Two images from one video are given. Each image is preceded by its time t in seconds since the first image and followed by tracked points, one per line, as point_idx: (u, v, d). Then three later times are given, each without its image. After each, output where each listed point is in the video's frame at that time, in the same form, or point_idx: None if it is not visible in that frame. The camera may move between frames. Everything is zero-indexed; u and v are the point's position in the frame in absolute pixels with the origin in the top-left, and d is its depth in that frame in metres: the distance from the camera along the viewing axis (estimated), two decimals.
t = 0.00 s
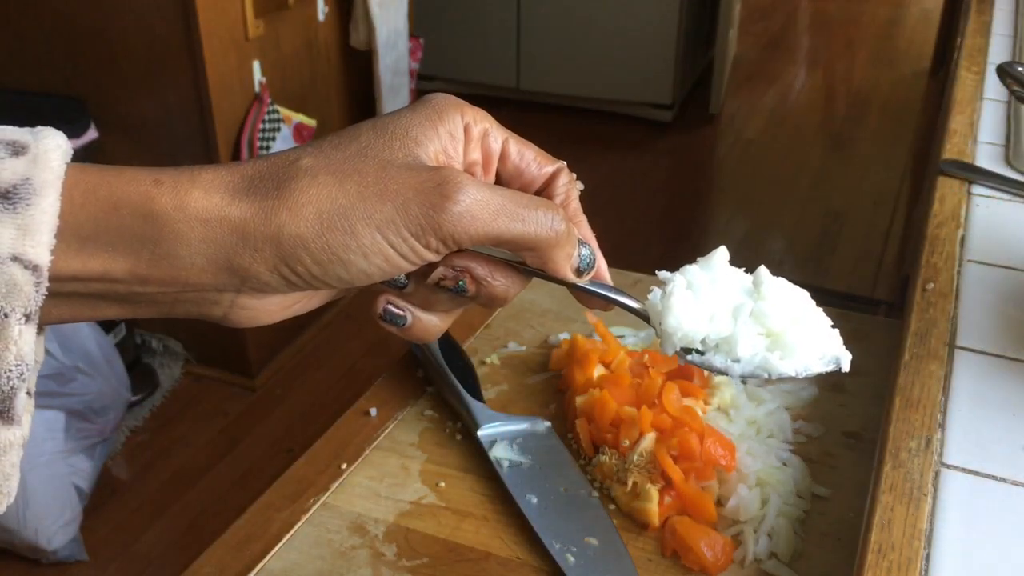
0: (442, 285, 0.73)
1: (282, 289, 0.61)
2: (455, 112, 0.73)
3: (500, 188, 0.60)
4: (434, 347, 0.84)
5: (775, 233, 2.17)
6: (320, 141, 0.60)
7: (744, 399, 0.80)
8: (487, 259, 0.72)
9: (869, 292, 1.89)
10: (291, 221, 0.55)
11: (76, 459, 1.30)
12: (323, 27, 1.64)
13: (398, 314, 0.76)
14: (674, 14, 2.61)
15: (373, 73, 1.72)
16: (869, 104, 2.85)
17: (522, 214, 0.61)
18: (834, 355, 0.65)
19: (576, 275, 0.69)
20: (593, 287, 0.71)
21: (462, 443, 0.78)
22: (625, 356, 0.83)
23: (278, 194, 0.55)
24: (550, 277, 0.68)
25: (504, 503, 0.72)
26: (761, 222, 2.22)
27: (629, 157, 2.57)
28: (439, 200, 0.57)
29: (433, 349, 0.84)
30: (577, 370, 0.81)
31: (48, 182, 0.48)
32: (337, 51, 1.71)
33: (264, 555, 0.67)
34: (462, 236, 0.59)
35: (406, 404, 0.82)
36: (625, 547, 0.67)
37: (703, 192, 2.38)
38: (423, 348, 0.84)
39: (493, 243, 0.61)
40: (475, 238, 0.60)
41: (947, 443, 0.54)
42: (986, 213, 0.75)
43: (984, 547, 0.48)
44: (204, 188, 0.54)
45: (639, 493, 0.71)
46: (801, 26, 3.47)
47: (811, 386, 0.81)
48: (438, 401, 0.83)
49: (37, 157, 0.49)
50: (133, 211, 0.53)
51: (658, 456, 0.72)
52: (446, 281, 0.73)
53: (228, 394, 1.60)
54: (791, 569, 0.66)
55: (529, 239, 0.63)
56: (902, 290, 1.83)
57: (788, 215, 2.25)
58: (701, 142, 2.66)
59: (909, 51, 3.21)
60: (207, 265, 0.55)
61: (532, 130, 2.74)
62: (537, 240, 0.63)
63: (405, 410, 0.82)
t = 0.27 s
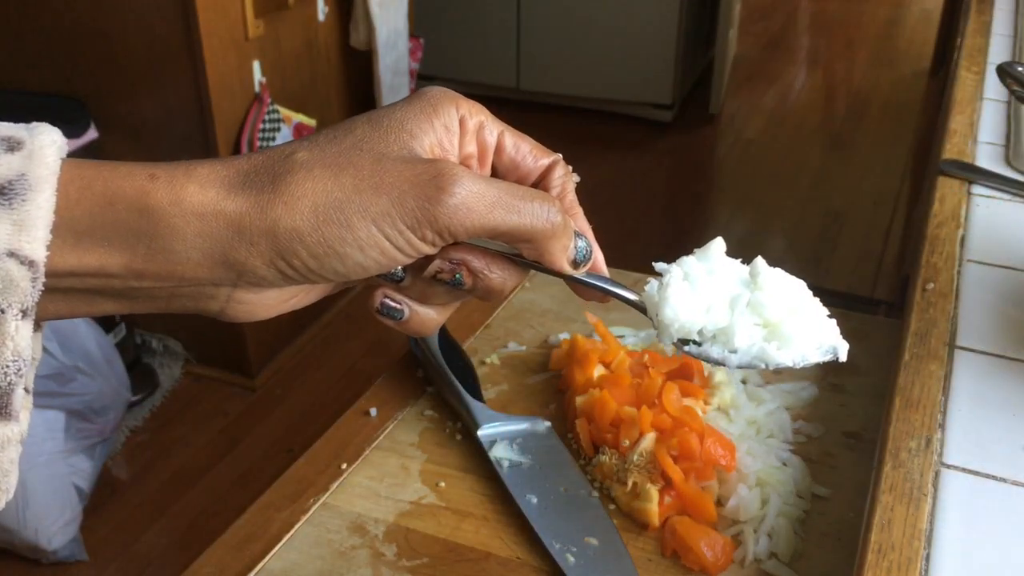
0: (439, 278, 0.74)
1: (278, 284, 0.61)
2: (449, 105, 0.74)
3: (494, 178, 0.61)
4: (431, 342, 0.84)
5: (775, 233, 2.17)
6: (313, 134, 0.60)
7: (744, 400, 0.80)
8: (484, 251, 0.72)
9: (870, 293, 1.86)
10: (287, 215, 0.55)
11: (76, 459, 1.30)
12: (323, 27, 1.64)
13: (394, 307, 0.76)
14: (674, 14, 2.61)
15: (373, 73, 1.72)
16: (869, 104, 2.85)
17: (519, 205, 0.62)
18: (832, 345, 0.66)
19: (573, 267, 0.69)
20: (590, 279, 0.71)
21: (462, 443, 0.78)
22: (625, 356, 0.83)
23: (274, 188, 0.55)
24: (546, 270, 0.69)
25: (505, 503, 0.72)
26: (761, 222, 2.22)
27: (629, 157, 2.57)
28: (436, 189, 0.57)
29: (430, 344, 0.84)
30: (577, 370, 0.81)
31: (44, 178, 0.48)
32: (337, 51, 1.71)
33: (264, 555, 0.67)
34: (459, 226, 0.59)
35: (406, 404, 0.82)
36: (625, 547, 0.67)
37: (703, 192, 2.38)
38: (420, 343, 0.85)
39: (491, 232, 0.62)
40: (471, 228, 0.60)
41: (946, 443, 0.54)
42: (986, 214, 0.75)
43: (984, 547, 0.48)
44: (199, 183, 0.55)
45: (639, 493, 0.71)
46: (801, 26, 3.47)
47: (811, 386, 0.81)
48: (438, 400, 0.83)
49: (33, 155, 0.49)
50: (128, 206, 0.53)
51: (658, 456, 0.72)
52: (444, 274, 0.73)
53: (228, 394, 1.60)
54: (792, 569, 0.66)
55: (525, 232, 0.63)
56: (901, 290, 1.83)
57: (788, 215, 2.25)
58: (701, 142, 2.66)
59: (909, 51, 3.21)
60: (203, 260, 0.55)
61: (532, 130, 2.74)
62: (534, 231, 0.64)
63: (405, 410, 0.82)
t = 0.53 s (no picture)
0: (435, 275, 0.75)
1: (274, 280, 0.61)
2: (446, 102, 0.75)
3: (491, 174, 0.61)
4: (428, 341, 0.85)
5: (775, 232, 2.17)
6: (311, 138, 0.61)
7: (744, 399, 0.81)
8: (482, 251, 0.72)
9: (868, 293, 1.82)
10: (281, 211, 0.55)
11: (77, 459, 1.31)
12: (322, 27, 1.65)
13: (390, 305, 0.77)
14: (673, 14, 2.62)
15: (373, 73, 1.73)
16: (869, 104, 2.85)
17: (513, 202, 0.63)
18: (830, 343, 0.67)
19: (570, 265, 0.71)
20: (588, 277, 0.72)
21: (463, 443, 0.78)
22: (625, 356, 0.83)
23: (269, 185, 0.55)
24: (544, 267, 0.70)
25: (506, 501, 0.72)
26: (760, 221, 2.22)
27: (629, 157, 2.57)
28: (431, 185, 0.57)
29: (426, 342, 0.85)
30: (577, 370, 0.82)
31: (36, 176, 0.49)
32: (336, 51, 1.71)
33: (264, 555, 0.67)
34: (455, 222, 0.59)
35: (406, 403, 0.82)
36: (624, 546, 0.67)
37: (702, 192, 2.38)
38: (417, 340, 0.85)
39: (488, 227, 0.62)
40: (467, 224, 0.60)
41: (946, 443, 0.54)
42: (985, 214, 0.75)
43: (983, 545, 0.48)
44: (194, 179, 0.55)
45: (639, 493, 0.72)
46: (801, 26, 3.47)
47: (812, 386, 0.81)
48: (437, 400, 0.83)
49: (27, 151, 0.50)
50: (123, 203, 0.53)
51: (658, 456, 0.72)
52: (439, 271, 0.74)
53: (228, 395, 1.60)
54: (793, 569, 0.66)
55: (521, 227, 0.64)
56: (901, 289, 1.83)
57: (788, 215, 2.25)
58: (701, 142, 2.66)
59: (909, 52, 3.21)
60: (199, 256, 0.55)
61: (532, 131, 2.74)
62: (528, 228, 0.64)
63: (404, 410, 0.82)
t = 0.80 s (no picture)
0: (434, 272, 0.74)
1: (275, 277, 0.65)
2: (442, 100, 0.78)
3: (487, 172, 0.67)
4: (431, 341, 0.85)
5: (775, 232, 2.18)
6: (319, 139, 0.65)
7: (743, 400, 0.82)
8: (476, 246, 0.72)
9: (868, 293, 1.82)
10: (277, 206, 0.59)
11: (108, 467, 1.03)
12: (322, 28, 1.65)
13: (388, 303, 0.73)
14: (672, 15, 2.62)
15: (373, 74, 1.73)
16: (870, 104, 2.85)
17: (514, 200, 0.68)
18: (830, 338, 0.78)
19: (570, 259, 0.80)
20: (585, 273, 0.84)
21: (464, 442, 0.80)
22: (625, 356, 0.87)
23: (267, 182, 0.59)
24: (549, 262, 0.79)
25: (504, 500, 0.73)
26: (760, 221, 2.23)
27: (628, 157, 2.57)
28: (432, 181, 0.61)
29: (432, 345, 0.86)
30: (578, 373, 0.86)
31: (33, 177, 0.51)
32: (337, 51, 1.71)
33: (265, 554, 0.69)
34: (453, 219, 0.64)
35: (406, 403, 0.85)
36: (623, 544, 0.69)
37: (703, 192, 2.38)
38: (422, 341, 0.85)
39: (484, 223, 0.66)
40: (464, 221, 0.64)
41: (946, 443, 0.54)
42: (984, 214, 0.75)
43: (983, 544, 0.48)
44: (197, 180, 0.59)
45: (639, 492, 0.73)
46: (801, 27, 3.47)
47: (813, 386, 0.81)
48: (438, 400, 0.86)
49: (24, 149, 0.52)
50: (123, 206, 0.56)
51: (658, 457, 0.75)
52: (437, 268, 0.73)
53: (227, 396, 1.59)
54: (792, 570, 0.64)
55: (525, 221, 0.70)
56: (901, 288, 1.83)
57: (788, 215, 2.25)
58: (701, 142, 2.66)
59: (909, 52, 3.21)
60: (199, 253, 0.60)
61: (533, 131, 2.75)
62: (527, 223, 0.70)
63: (405, 410, 0.85)
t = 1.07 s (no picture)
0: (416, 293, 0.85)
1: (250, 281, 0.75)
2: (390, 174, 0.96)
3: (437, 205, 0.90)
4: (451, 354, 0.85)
5: (775, 232, 2.18)
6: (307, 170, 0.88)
7: (743, 399, 0.82)
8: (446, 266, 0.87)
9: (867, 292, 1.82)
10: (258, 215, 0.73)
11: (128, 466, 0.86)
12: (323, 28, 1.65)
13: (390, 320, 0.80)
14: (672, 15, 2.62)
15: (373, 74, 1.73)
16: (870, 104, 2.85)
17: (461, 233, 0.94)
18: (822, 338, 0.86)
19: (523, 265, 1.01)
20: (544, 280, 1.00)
21: (463, 442, 0.78)
22: (625, 357, 0.86)
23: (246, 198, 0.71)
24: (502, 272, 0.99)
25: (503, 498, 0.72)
26: (760, 222, 2.23)
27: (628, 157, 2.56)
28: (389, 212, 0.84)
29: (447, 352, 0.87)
30: (577, 371, 0.85)
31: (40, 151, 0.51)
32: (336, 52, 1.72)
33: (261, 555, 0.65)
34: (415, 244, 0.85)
35: (407, 404, 0.83)
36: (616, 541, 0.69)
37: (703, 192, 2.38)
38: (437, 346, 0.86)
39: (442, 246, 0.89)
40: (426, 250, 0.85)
41: (945, 443, 0.54)
42: (983, 214, 0.75)
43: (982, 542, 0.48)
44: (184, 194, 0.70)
45: (639, 492, 0.73)
46: (801, 27, 3.48)
47: (813, 386, 0.82)
48: (438, 400, 0.84)
49: (29, 129, 0.51)
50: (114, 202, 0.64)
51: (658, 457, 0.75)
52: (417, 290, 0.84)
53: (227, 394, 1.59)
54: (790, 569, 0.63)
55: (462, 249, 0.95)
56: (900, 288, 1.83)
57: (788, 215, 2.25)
58: (701, 142, 2.66)
59: (909, 52, 3.21)
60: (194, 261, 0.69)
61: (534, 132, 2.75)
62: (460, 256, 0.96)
63: (406, 411, 0.83)
